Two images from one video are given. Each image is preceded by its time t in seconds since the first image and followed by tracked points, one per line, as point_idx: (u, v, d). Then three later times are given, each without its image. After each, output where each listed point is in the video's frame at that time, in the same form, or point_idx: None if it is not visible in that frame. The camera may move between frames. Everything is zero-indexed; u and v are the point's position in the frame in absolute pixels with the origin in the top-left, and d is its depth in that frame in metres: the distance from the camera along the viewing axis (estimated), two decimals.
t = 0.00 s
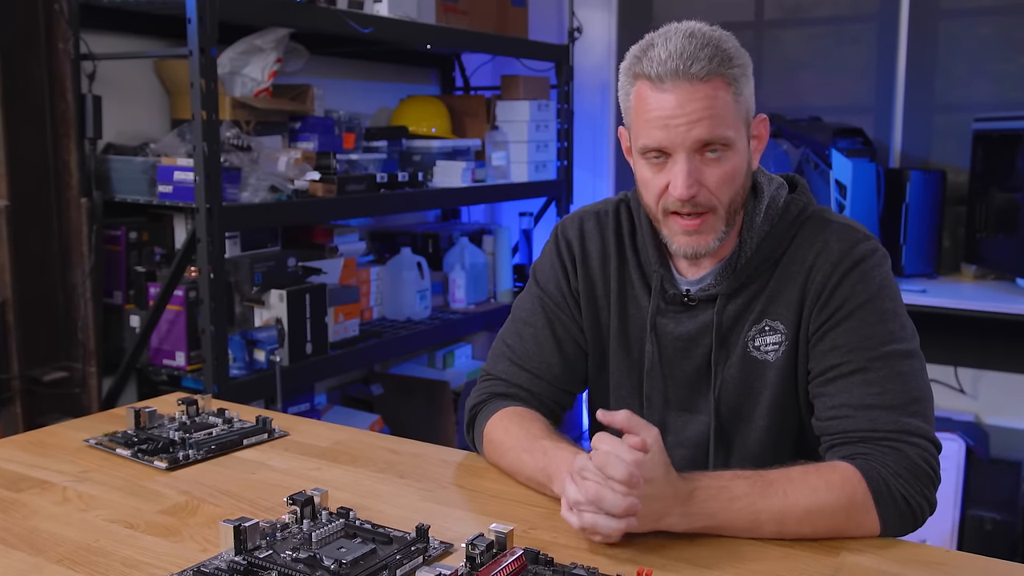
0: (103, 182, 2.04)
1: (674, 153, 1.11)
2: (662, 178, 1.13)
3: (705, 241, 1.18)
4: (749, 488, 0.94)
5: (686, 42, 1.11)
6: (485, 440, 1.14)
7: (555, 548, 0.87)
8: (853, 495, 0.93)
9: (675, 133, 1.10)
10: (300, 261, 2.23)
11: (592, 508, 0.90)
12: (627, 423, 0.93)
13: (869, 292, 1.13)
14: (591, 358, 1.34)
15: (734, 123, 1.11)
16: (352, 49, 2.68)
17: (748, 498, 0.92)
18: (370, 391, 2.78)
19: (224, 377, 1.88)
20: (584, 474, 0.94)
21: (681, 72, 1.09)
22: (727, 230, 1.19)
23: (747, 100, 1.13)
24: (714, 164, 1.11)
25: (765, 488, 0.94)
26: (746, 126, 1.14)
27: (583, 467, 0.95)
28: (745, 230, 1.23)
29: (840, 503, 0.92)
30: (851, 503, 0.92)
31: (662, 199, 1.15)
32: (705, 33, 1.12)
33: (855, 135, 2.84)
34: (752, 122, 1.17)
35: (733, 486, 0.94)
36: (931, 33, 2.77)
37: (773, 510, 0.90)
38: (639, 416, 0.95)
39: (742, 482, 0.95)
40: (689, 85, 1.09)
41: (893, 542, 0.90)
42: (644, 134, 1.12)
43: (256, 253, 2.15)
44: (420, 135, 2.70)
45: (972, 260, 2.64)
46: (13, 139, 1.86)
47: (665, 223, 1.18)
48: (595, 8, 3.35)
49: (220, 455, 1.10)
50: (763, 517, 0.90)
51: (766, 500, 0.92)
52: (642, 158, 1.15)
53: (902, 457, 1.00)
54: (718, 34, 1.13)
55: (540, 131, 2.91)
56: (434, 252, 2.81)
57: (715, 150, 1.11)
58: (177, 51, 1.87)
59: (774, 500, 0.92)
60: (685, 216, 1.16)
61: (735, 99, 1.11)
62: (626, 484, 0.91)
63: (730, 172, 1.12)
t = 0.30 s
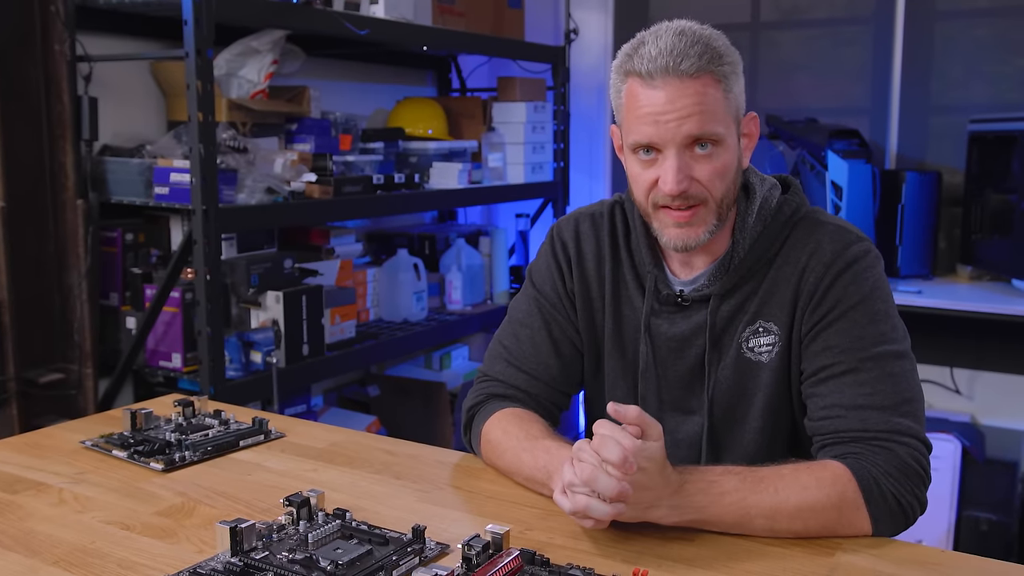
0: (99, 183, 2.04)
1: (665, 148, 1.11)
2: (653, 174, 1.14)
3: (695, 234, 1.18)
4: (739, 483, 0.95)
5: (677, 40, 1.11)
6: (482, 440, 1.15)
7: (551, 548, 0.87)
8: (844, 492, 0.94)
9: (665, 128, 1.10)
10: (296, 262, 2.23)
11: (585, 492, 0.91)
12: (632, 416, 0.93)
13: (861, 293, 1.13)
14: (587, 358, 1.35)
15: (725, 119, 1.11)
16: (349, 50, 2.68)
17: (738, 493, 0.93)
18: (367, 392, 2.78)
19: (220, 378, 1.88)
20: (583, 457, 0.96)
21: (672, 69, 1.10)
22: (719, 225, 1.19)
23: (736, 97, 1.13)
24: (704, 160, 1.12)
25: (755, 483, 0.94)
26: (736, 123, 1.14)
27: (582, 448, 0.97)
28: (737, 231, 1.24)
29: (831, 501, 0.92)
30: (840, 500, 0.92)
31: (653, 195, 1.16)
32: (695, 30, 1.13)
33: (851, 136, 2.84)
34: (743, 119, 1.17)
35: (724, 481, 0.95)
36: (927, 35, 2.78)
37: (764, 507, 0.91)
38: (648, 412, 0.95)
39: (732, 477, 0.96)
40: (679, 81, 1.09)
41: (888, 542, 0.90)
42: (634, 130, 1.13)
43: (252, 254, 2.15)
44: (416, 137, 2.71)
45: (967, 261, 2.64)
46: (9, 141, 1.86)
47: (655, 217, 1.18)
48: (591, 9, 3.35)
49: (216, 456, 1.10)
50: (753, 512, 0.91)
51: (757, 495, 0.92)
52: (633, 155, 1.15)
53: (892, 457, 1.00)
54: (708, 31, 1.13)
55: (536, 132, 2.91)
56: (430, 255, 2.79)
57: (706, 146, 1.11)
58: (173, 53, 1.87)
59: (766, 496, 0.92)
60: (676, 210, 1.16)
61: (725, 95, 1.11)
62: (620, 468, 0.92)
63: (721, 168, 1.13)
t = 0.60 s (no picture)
0: (97, 185, 2.04)
1: (653, 158, 1.12)
2: (644, 183, 1.14)
3: (689, 243, 1.18)
4: (734, 484, 0.95)
5: (660, 49, 1.11)
6: (479, 442, 1.15)
7: (548, 549, 0.87)
8: (839, 493, 0.94)
9: (652, 139, 1.10)
10: (294, 264, 2.23)
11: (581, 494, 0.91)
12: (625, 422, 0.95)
13: (861, 293, 1.13)
14: (587, 361, 1.35)
15: (712, 125, 1.11)
16: (346, 52, 2.68)
17: (733, 494, 0.93)
18: (364, 394, 2.78)
19: (218, 380, 1.88)
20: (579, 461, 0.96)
21: (655, 78, 1.10)
22: (713, 232, 1.19)
23: (725, 101, 1.13)
24: (694, 168, 1.12)
25: (750, 485, 0.95)
26: (726, 127, 1.14)
27: (578, 453, 0.97)
28: (738, 233, 1.24)
29: (826, 501, 0.92)
30: (835, 501, 0.93)
31: (645, 204, 1.16)
32: (680, 37, 1.12)
33: (847, 138, 2.80)
34: (734, 123, 1.17)
35: (719, 482, 0.95)
36: (923, 36, 2.78)
37: (759, 508, 0.91)
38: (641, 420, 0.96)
39: (727, 479, 0.96)
40: (663, 90, 1.09)
41: (884, 543, 0.90)
42: (622, 141, 1.13)
43: (249, 256, 2.15)
44: (414, 138, 2.72)
45: (964, 262, 2.65)
46: (7, 143, 1.86)
47: (650, 226, 1.19)
48: (588, 11, 3.35)
49: (213, 458, 1.10)
50: (748, 513, 0.91)
51: (752, 496, 0.93)
52: (624, 164, 1.16)
53: (887, 457, 1.00)
54: (693, 37, 1.13)
55: (534, 134, 2.91)
56: (428, 255, 2.81)
57: (694, 154, 1.11)
58: (170, 55, 1.87)
59: (760, 497, 0.92)
60: (670, 219, 1.16)
61: (711, 101, 1.11)
62: (616, 471, 0.92)
63: (712, 174, 1.13)
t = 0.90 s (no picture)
0: (94, 188, 2.04)
1: (661, 150, 1.12)
2: (649, 177, 1.14)
3: (695, 238, 1.19)
4: (730, 487, 0.95)
5: (668, 42, 1.13)
6: (475, 445, 1.15)
7: (544, 550, 0.88)
8: (836, 495, 0.94)
9: (660, 130, 1.11)
10: (291, 267, 2.23)
11: (579, 494, 0.92)
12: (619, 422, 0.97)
13: (859, 294, 1.14)
14: (584, 363, 1.35)
15: (719, 118, 1.12)
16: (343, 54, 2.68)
17: (729, 497, 0.93)
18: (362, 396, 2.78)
19: (215, 383, 1.88)
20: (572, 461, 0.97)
21: (663, 70, 1.11)
22: (717, 228, 1.19)
23: (730, 97, 1.14)
24: (701, 161, 1.12)
25: (747, 487, 0.95)
26: (731, 123, 1.15)
27: (573, 452, 0.98)
28: (738, 234, 1.25)
29: (823, 503, 0.93)
30: (832, 503, 0.93)
31: (650, 198, 1.16)
32: (686, 32, 1.14)
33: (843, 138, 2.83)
34: (738, 120, 1.18)
35: (716, 484, 0.96)
36: (919, 38, 2.79)
37: (756, 511, 0.91)
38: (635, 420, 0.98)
39: (723, 481, 0.96)
40: (671, 82, 1.10)
41: (880, 543, 0.91)
42: (629, 133, 1.13)
43: (247, 259, 2.15)
44: (410, 140, 2.72)
45: (961, 263, 2.65)
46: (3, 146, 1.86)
47: (654, 221, 1.19)
48: (585, 13, 3.36)
49: (210, 460, 1.10)
50: (745, 515, 0.91)
51: (749, 499, 0.93)
52: (629, 159, 1.16)
53: (884, 458, 1.01)
54: (699, 33, 1.15)
55: (531, 136, 2.92)
56: (424, 257, 2.83)
57: (701, 147, 1.12)
58: (167, 58, 1.87)
59: (757, 499, 0.93)
60: (674, 214, 1.16)
61: (718, 94, 1.12)
62: (612, 468, 0.93)
63: (717, 169, 1.13)
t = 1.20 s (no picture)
0: (92, 190, 2.04)
1: (664, 150, 1.12)
2: (652, 177, 1.15)
3: (695, 240, 1.19)
4: (729, 492, 0.95)
5: (672, 44, 1.13)
6: (474, 447, 1.15)
7: (542, 551, 0.88)
8: (836, 498, 0.94)
9: (664, 130, 1.11)
10: (289, 269, 2.23)
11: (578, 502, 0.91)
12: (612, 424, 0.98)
13: (858, 296, 1.14)
14: (583, 364, 1.35)
15: (722, 120, 1.12)
16: (341, 56, 2.68)
17: (729, 502, 0.93)
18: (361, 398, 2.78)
19: (214, 384, 1.88)
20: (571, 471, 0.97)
21: (668, 72, 1.11)
22: (717, 229, 1.19)
23: (733, 100, 1.15)
24: (703, 163, 1.13)
25: (745, 492, 0.95)
26: (733, 125, 1.16)
27: (569, 461, 0.98)
28: (737, 235, 1.25)
29: (823, 506, 0.93)
30: (831, 505, 0.93)
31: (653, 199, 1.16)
32: (690, 35, 1.14)
33: (841, 140, 2.83)
34: (740, 124, 1.19)
35: (715, 490, 0.96)
36: (917, 40, 2.80)
37: (756, 516, 0.91)
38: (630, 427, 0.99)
39: (722, 487, 0.97)
40: (676, 84, 1.11)
41: (877, 544, 0.91)
42: (633, 133, 1.14)
43: (245, 260, 2.15)
44: (409, 142, 2.72)
45: (958, 264, 2.66)
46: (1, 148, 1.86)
47: (657, 222, 1.19)
48: (583, 14, 3.36)
49: (209, 462, 1.11)
50: (745, 521, 0.91)
51: (748, 504, 0.93)
52: (632, 159, 1.16)
53: (883, 458, 1.01)
54: (703, 36, 1.15)
55: (529, 138, 2.92)
56: (423, 259, 2.83)
57: (704, 148, 1.12)
58: (165, 59, 1.87)
59: (756, 505, 0.93)
60: (676, 216, 1.16)
61: (721, 97, 1.12)
62: (610, 476, 0.93)
63: (719, 171, 1.13)
